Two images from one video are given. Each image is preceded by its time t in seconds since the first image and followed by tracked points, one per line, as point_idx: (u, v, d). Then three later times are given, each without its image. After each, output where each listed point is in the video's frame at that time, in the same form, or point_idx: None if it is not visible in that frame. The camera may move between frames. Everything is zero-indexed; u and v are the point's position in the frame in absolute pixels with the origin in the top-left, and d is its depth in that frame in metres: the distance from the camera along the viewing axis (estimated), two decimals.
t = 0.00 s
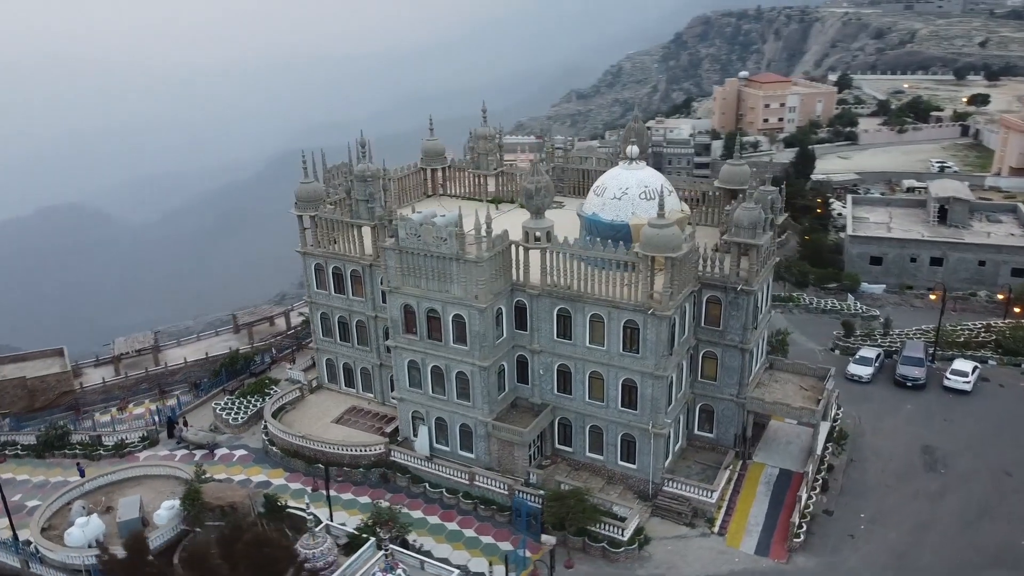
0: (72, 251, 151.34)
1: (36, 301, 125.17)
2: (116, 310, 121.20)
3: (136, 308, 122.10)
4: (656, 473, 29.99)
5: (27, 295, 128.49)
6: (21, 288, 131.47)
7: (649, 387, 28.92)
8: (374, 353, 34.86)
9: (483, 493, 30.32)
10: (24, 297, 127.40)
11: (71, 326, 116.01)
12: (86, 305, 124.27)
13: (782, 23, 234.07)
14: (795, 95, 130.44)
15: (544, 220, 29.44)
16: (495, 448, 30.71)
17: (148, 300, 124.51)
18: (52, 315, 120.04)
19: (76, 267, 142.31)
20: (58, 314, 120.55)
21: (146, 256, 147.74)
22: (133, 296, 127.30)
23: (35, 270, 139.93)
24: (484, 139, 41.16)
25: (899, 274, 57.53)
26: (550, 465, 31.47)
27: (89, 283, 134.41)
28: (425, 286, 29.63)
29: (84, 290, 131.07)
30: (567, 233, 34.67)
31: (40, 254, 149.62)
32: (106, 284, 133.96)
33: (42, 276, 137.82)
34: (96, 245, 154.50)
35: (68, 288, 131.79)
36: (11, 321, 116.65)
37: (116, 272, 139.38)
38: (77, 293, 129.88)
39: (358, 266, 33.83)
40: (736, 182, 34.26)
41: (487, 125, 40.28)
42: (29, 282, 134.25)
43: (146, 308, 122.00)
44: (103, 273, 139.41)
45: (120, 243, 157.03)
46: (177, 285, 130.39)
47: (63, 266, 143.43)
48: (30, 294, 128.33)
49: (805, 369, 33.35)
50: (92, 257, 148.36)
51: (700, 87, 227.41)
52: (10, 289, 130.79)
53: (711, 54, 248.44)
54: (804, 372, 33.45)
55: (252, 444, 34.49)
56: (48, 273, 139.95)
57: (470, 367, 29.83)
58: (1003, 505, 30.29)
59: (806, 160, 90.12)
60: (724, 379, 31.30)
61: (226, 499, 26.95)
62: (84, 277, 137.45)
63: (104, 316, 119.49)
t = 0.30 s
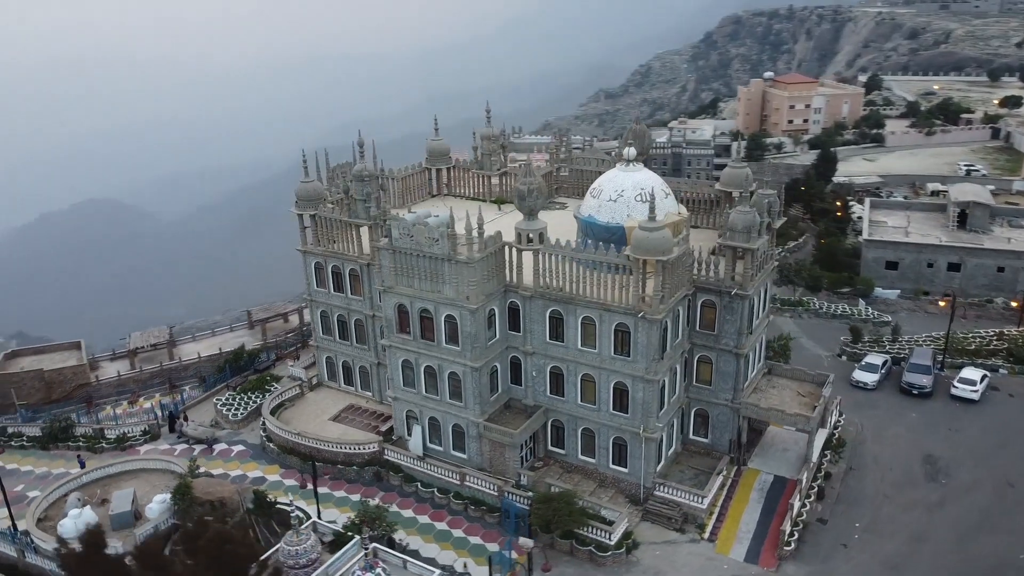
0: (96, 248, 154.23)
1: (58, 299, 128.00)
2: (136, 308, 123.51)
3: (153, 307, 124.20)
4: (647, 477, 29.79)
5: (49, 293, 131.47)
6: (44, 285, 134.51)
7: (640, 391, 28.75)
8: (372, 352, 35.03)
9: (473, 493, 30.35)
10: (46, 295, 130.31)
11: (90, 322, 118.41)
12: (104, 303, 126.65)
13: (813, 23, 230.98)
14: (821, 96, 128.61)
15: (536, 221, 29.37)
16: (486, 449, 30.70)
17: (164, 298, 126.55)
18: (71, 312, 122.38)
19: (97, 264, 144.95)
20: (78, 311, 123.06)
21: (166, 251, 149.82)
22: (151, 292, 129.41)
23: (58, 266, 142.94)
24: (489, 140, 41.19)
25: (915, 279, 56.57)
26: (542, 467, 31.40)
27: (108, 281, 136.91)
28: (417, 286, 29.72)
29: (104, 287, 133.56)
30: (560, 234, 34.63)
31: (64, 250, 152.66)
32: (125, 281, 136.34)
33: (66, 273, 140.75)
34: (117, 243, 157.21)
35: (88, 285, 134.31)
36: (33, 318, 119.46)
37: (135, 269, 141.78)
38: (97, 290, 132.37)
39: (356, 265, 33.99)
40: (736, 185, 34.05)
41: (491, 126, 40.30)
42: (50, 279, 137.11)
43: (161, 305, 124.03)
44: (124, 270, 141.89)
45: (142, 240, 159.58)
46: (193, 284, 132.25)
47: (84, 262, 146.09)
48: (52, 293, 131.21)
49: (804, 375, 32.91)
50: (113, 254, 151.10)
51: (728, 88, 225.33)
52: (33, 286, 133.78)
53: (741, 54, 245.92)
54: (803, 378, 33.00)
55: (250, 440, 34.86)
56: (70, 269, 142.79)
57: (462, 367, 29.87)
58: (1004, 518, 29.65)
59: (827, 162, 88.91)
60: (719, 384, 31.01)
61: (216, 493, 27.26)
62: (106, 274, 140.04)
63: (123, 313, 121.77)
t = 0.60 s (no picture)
0: (122, 245, 156.82)
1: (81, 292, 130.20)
2: (156, 302, 125.28)
3: (170, 300, 125.75)
4: (638, 481, 29.61)
5: (72, 285, 133.68)
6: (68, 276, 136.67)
7: (631, 394, 28.59)
8: (370, 350, 35.22)
9: (464, 494, 30.39)
10: (69, 287, 132.63)
11: (112, 316, 120.37)
12: (124, 298, 128.65)
13: (845, 22, 227.47)
14: (848, 96, 126.58)
15: (529, 222, 29.33)
16: (478, 449, 30.72)
17: (183, 293, 128.26)
18: (95, 306, 124.52)
19: (121, 260, 147.38)
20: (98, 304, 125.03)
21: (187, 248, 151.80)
22: (171, 288, 131.18)
23: (84, 262, 145.54)
24: (493, 140, 41.15)
25: (932, 285, 55.55)
26: (534, 469, 31.36)
27: (130, 276, 139.03)
28: (411, 286, 29.84)
29: (126, 282, 135.64)
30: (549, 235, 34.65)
31: (90, 245, 155.24)
32: (145, 276, 138.28)
33: (90, 267, 143.18)
34: (141, 239, 159.64)
35: (110, 280, 136.58)
36: (55, 310, 121.63)
37: (156, 264, 143.70)
38: (118, 285, 134.50)
39: (354, 264, 34.21)
40: (736, 187, 33.69)
41: (495, 126, 40.27)
42: (72, 271, 139.56)
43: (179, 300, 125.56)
44: (147, 265, 144.03)
45: (166, 236, 161.82)
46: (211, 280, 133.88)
47: (107, 258, 148.57)
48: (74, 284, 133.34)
49: (802, 381, 32.47)
50: (137, 250, 153.43)
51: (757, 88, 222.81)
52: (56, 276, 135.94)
53: (771, 54, 243.02)
54: (801, 384, 32.59)
55: (249, 436, 35.24)
56: (94, 264, 145.11)
57: (454, 367, 29.94)
58: (1003, 530, 29.02)
59: (849, 164, 87.60)
60: (714, 388, 30.73)
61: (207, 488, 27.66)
62: (130, 269, 142.27)
63: (142, 307, 123.66)
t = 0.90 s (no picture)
0: (149, 244, 159.51)
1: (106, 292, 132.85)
2: (177, 300, 127.17)
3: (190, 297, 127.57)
4: (629, 484, 29.43)
5: (98, 286, 136.54)
6: (95, 280, 139.69)
7: (621, 397, 28.41)
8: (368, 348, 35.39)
9: (454, 493, 30.40)
10: (96, 287, 135.37)
11: (135, 314, 122.50)
12: (145, 296, 130.73)
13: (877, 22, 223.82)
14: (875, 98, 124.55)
15: (522, 223, 29.27)
16: (470, 449, 30.72)
17: (203, 291, 129.98)
18: (120, 303, 126.87)
19: (145, 259, 149.94)
20: (120, 304, 127.50)
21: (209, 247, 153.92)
22: (192, 286, 133.04)
23: (110, 264, 148.52)
24: (497, 140, 41.12)
25: (948, 291, 54.50)
26: (526, 470, 31.31)
27: (153, 275, 141.33)
28: (404, 285, 29.94)
29: (149, 279, 137.94)
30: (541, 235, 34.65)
31: (117, 246, 158.38)
32: (167, 274, 140.39)
33: (117, 268, 146.00)
34: (168, 236, 162.15)
35: (133, 281, 139.00)
36: (80, 310, 124.23)
37: (181, 261, 145.98)
38: (141, 284, 136.78)
39: (353, 262, 34.38)
40: (739, 189, 32.76)
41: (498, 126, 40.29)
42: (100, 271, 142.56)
43: (198, 297, 127.18)
44: (171, 263, 146.30)
45: (191, 233, 164.11)
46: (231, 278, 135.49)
47: (132, 258, 151.21)
48: (100, 287, 136.22)
49: (800, 387, 32.03)
50: (162, 248, 155.88)
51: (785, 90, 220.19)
52: (82, 282, 138.97)
53: (801, 54, 239.95)
54: (799, 390, 32.16)
55: (248, 431, 35.58)
56: (120, 264, 147.96)
57: (446, 367, 29.98)
58: (1001, 543, 28.40)
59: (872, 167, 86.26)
60: (708, 393, 30.43)
61: (197, 481, 27.94)
62: (155, 268, 144.58)
63: (164, 305, 125.65)
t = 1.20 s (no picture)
0: (172, 239, 161.47)
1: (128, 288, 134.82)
2: (197, 296, 128.55)
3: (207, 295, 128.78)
4: (619, 487, 29.26)
5: (122, 281, 138.65)
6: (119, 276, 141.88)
7: (611, 400, 28.24)
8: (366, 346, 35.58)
9: (445, 493, 30.45)
10: (119, 283, 137.42)
11: (159, 309, 124.34)
12: (163, 292, 132.31)
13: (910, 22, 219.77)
14: (902, 100, 122.32)
15: (515, 223, 29.23)
16: (462, 449, 30.75)
17: (220, 288, 131.13)
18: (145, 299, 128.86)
19: (167, 255, 151.73)
20: (140, 299, 129.21)
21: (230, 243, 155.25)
22: (210, 282, 134.27)
23: (134, 259, 150.63)
24: (501, 139, 41.12)
25: (965, 296, 53.43)
26: (518, 471, 31.29)
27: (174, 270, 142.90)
28: (397, 284, 30.07)
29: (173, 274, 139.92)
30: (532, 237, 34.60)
31: (144, 242, 160.93)
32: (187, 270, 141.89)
33: (142, 263, 148.12)
34: (194, 233, 164.40)
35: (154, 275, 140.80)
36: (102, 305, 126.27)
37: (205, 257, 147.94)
38: (166, 279, 138.67)
39: (351, 260, 34.54)
40: (738, 192, 32.15)
41: (502, 126, 40.30)
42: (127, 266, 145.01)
43: (215, 294, 128.30)
44: (194, 259, 147.98)
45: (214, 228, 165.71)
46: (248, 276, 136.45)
47: (154, 253, 153.07)
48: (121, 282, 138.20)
49: (797, 393, 31.62)
50: (186, 244, 157.83)
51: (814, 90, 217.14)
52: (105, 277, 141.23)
53: (832, 54, 236.43)
54: (796, 395, 31.75)
55: (247, 427, 35.95)
56: (146, 259, 150.29)
57: (438, 367, 30.05)
58: (999, 556, 27.80)
59: (895, 169, 84.76)
60: (701, 397, 30.15)
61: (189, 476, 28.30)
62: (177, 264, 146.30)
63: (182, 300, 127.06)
